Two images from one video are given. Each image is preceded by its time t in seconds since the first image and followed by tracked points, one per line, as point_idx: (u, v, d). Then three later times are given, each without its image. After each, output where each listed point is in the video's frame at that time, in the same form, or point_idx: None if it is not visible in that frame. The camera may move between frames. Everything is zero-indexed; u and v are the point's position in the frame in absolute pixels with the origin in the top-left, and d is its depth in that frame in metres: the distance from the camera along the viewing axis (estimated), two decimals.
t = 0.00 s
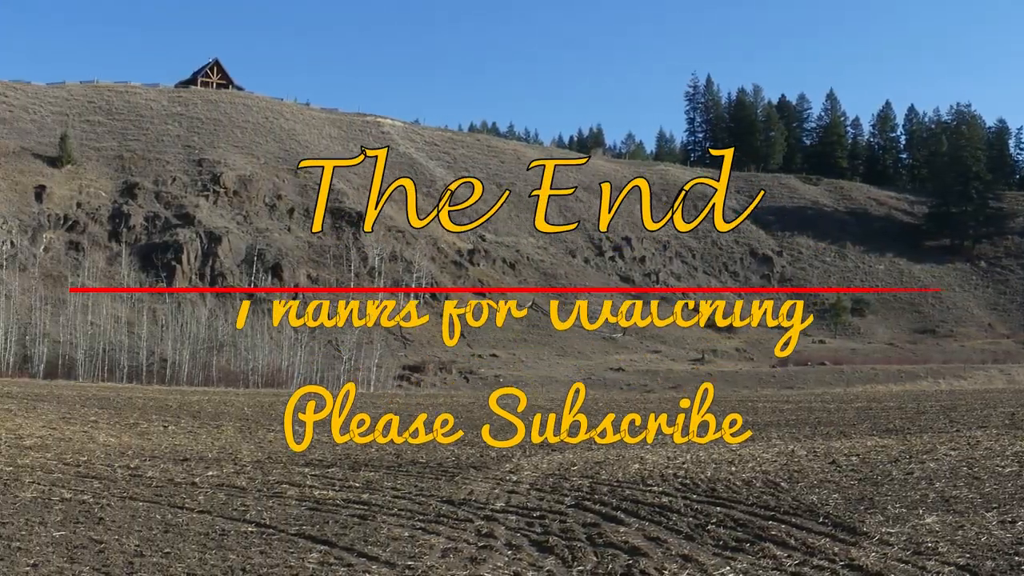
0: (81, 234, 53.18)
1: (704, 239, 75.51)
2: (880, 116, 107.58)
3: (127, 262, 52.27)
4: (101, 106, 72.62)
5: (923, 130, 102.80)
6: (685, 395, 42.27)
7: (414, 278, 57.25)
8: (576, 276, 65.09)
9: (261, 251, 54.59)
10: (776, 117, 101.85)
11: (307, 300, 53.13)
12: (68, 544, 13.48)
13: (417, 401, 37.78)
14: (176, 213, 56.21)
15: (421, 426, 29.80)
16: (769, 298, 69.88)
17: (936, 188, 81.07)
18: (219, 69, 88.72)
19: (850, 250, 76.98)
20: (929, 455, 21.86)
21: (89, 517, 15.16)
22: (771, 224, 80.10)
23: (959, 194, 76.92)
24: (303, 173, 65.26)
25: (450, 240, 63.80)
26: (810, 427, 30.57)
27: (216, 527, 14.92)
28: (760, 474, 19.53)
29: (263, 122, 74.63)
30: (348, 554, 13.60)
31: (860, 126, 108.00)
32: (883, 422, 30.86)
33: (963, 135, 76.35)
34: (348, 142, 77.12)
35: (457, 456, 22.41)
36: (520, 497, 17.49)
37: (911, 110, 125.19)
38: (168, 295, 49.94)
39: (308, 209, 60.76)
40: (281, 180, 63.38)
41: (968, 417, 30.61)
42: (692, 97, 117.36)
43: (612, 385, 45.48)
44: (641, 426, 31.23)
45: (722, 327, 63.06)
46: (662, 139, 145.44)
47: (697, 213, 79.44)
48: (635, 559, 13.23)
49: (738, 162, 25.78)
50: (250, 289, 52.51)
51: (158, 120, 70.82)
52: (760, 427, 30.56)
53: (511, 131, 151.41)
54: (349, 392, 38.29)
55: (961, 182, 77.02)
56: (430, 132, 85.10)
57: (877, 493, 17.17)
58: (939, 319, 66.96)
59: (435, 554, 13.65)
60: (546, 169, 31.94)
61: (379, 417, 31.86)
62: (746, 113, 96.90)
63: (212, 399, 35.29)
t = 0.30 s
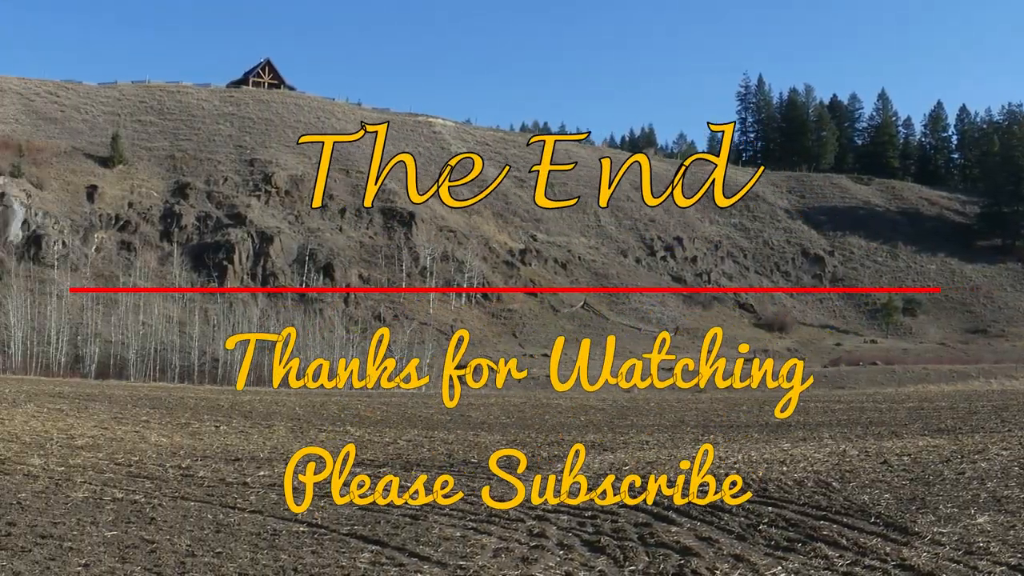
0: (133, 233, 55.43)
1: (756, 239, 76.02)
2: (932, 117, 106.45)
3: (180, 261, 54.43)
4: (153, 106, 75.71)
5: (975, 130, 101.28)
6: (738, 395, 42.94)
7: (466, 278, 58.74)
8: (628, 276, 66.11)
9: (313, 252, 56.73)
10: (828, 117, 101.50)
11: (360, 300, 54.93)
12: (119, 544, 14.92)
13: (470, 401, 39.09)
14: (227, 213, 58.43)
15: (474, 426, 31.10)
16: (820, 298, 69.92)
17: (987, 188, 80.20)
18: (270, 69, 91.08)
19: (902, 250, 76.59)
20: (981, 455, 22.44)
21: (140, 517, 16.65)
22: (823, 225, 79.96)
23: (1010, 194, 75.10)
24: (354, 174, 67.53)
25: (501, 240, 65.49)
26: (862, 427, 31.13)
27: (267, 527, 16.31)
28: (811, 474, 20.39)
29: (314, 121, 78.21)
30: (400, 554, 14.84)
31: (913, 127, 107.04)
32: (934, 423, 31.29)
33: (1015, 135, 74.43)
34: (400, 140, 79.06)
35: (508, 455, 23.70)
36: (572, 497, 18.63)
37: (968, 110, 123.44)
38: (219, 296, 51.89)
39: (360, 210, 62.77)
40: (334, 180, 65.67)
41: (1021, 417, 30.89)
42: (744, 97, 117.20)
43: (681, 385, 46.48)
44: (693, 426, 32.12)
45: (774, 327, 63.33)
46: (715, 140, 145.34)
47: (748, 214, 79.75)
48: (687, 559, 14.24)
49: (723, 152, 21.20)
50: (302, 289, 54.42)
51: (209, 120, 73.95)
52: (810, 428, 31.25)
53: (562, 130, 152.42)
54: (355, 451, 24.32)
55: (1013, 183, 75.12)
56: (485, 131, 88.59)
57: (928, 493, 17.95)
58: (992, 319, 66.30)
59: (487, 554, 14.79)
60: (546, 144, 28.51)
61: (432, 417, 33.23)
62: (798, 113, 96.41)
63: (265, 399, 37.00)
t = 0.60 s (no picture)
0: (184, 233, 55.13)
1: (807, 239, 74.61)
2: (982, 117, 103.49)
3: (232, 261, 54.39)
4: (204, 106, 76.43)
5: None
6: (788, 395, 41.84)
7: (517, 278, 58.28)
8: (680, 276, 65.22)
9: (365, 251, 56.66)
10: (880, 117, 99.19)
11: (411, 300, 54.74)
12: (170, 544, 14.65)
13: (520, 401, 38.55)
14: (278, 213, 58.33)
15: (524, 426, 30.56)
16: (871, 297, 68.24)
17: None
18: (322, 69, 91.30)
19: (953, 251, 74.39)
20: None
21: (192, 517, 16.35)
22: (875, 224, 78.05)
23: None
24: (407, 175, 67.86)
25: (553, 239, 65.00)
26: (914, 427, 29.94)
27: (320, 526, 15.96)
28: (863, 474, 19.47)
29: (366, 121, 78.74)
30: (452, 554, 14.33)
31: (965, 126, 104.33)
32: (987, 423, 29.96)
33: None
34: (451, 140, 79.79)
35: (561, 456, 23.19)
36: (624, 497, 17.95)
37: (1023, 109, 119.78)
38: (272, 296, 51.71)
39: (412, 210, 62.86)
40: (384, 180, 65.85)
41: None
42: (795, 97, 115.63)
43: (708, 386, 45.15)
44: (744, 426, 31.20)
45: (826, 327, 61.92)
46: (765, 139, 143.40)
47: (800, 213, 78.27)
48: (741, 559, 13.54)
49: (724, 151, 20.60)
50: (353, 289, 54.31)
51: (261, 120, 74.60)
52: (862, 428, 30.14)
53: (610, 133, 151.57)
54: (355, 450, 23.90)
55: None
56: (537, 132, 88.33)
57: (981, 493, 16.98)
58: None
59: (539, 555, 14.21)
60: (548, 145, 28.18)
61: (481, 417, 32.75)
62: (851, 113, 94.52)
63: (317, 399, 36.67)
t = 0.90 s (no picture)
0: (236, 233, 55.66)
1: (858, 239, 73.38)
2: None
3: (283, 261, 54.89)
4: (256, 105, 77.42)
5: None
6: (840, 395, 41.12)
7: (568, 278, 58.20)
8: (731, 275, 64.58)
9: (418, 251, 56.97)
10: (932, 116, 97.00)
11: (463, 300, 54.92)
12: (222, 544, 14.75)
13: (572, 401, 38.42)
14: (330, 213, 58.75)
15: (577, 426, 30.42)
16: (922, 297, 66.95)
17: None
18: (373, 69, 91.82)
19: (1006, 251, 72.60)
20: None
21: (243, 517, 16.47)
22: (926, 224, 76.43)
23: None
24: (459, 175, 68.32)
25: (604, 239, 64.72)
26: (966, 427, 29.17)
27: (372, 527, 16.00)
28: (915, 474, 18.99)
29: (418, 121, 79.34)
30: (503, 554, 14.26)
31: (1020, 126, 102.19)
32: None
33: None
34: (501, 140, 80.22)
35: (614, 456, 23.11)
36: (676, 498, 17.69)
37: None
38: (323, 296, 52.08)
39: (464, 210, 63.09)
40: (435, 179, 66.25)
41: None
42: (847, 97, 114.52)
43: (711, 385, 44.60)
44: (796, 426, 30.67)
45: (877, 327, 60.89)
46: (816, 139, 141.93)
47: (851, 214, 77.04)
48: (791, 559, 13.27)
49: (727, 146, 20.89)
50: (404, 289, 54.60)
51: (312, 119, 75.47)
52: (913, 428, 29.47)
53: (658, 132, 150.79)
54: (355, 450, 23.90)
55: None
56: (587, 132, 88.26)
57: None
58: None
59: (590, 554, 14.07)
60: (548, 145, 28.25)
61: (534, 417, 32.67)
62: (902, 112, 92.94)
63: (368, 399, 36.80)
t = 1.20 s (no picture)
0: (288, 233, 56.23)
1: (909, 239, 71.94)
2: None
3: (335, 261, 55.35)
4: (307, 105, 78.24)
5: None
6: (892, 395, 40.23)
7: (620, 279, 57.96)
8: (783, 275, 63.73)
9: (470, 251, 57.09)
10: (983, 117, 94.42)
11: (515, 300, 54.93)
12: (274, 544, 14.89)
13: (624, 401, 38.18)
14: (381, 213, 59.10)
15: (629, 425, 30.21)
16: (975, 297, 65.40)
17: None
18: (425, 69, 92.23)
19: None
20: None
21: (294, 517, 16.67)
22: (978, 225, 74.68)
23: None
24: (510, 175, 68.62)
25: (656, 239, 64.27)
26: (1022, 428, 28.30)
27: (422, 527, 16.04)
28: (968, 474, 18.44)
29: (469, 120, 79.69)
30: (555, 554, 14.18)
31: None
32: None
33: None
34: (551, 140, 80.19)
35: (664, 457, 22.93)
36: (728, 497, 17.43)
37: None
38: (375, 296, 52.44)
39: (516, 211, 63.11)
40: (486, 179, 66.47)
41: None
42: (898, 96, 112.89)
43: (710, 385, 43.90)
44: (847, 426, 30.06)
45: (928, 327, 59.64)
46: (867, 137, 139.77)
47: (903, 213, 75.54)
48: (842, 558, 13.03)
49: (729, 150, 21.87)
50: (456, 289, 54.79)
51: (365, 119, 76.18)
52: (966, 428, 28.67)
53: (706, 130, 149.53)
54: (355, 450, 23.95)
55: None
56: (637, 132, 87.80)
57: None
58: None
59: (641, 554, 13.92)
60: (548, 148, 28.59)
61: (586, 417, 32.50)
62: (953, 112, 90.98)
63: (419, 399, 36.89)
